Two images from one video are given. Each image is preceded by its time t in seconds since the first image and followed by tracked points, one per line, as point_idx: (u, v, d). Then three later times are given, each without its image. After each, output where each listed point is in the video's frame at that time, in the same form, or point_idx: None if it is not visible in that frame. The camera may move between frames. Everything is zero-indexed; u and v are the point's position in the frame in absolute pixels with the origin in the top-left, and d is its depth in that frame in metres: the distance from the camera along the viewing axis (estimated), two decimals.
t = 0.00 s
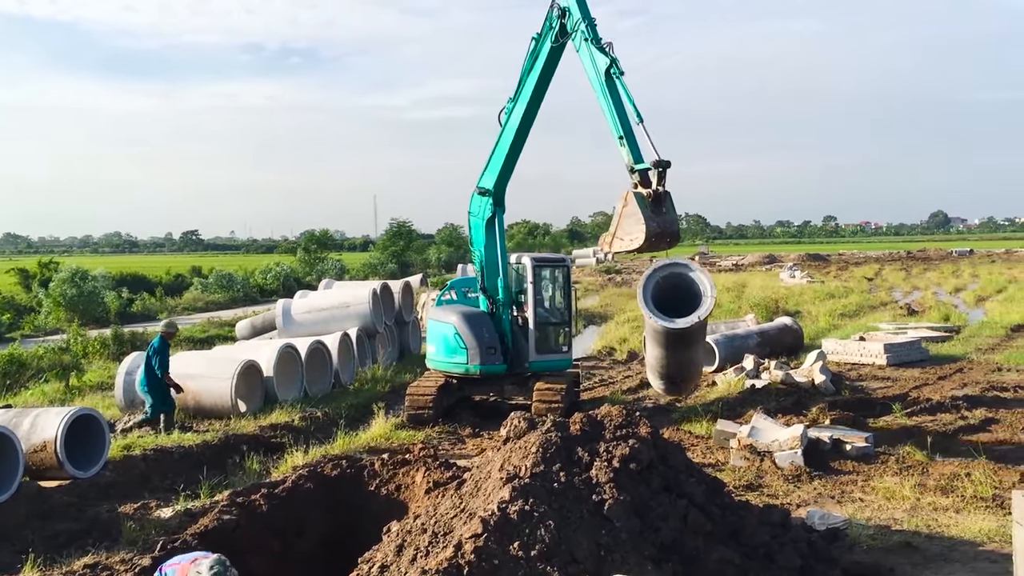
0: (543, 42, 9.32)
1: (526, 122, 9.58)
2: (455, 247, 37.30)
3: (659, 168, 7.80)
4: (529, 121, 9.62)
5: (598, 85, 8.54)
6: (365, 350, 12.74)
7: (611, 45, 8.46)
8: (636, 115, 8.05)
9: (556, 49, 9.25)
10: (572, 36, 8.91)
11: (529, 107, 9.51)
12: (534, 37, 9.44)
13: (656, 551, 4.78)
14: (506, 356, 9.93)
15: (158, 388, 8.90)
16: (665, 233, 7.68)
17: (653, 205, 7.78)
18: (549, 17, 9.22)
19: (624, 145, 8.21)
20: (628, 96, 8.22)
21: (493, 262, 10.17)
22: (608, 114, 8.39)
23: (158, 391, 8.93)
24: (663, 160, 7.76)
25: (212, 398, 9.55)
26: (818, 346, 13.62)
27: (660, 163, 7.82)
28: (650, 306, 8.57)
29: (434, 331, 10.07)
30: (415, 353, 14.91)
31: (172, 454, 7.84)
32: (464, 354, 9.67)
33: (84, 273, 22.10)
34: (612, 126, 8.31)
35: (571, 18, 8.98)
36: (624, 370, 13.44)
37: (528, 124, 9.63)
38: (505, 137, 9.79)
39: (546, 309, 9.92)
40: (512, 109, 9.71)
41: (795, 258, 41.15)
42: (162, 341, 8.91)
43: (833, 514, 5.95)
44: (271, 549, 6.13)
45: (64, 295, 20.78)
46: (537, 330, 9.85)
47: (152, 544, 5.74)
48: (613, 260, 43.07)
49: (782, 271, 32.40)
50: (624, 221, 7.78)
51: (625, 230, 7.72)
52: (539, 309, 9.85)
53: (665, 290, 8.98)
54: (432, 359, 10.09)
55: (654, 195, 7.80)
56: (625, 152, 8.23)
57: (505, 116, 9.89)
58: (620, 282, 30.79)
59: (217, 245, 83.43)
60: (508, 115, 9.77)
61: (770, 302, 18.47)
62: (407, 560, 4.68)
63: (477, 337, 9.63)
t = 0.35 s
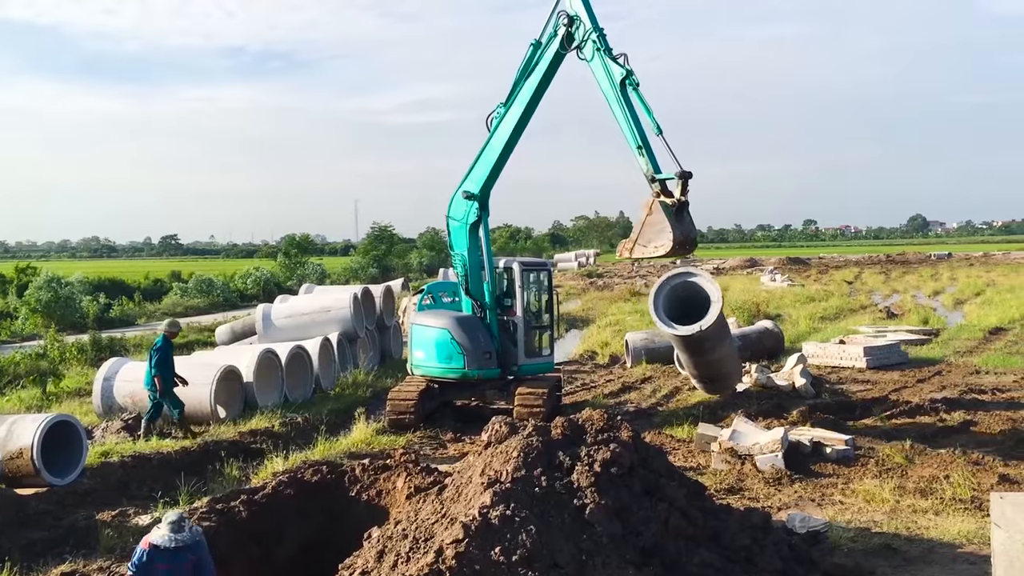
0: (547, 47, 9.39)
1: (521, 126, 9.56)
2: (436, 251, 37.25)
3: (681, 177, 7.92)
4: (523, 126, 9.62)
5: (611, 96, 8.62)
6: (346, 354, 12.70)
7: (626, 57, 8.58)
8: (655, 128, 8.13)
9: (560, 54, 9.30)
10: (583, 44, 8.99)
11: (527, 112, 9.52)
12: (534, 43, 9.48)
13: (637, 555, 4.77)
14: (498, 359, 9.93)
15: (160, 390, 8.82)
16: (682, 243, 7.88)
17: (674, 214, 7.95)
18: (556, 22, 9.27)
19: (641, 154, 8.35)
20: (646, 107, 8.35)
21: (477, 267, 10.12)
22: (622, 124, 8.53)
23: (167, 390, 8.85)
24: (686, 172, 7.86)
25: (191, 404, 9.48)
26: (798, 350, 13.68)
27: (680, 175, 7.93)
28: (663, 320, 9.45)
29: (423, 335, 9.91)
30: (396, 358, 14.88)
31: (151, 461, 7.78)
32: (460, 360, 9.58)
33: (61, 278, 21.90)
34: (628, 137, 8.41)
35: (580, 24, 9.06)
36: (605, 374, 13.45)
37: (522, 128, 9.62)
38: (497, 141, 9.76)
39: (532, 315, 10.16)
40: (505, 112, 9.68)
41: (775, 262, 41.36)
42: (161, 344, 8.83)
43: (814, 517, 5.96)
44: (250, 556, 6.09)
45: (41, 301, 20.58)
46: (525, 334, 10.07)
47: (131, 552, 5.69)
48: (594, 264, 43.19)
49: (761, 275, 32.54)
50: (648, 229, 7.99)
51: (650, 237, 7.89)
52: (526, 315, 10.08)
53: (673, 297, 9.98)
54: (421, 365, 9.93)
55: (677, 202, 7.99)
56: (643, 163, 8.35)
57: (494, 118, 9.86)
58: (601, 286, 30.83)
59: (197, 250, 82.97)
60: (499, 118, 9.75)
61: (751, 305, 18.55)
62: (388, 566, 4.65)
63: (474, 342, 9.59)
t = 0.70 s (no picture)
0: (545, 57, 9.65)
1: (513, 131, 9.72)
2: (416, 255, 37.21)
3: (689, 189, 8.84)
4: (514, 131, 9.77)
5: (612, 102, 9.27)
6: (325, 358, 12.65)
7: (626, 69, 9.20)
8: (659, 139, 9.07)
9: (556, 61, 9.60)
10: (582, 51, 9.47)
11: (520, 117, 9.69)
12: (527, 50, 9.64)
13: (617, 558, 4.79)
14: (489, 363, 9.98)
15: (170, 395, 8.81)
16: (690, 249, 9.08)
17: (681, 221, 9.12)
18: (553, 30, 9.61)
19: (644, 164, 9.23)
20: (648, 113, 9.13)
21: (460, 272, 10.14)
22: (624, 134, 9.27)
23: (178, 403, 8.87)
24: (691, 183, 8.74)
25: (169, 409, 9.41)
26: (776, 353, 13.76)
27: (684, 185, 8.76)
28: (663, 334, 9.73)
29: (412, 340, 9.76)
30: (377, 362, 14.83)
31: (128, 467, 7.71)
32: (455, 362, 9.53)
33: (37, 284, 21.68)
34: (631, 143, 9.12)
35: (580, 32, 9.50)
36: (585, 377, 13.48)
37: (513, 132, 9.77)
38: (485, 144, 9.85)
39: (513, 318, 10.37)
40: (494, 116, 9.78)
41: (754, 265, 41.59)
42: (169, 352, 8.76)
43: (792, 519, 5.99)
44: (228, 562, 6.06)
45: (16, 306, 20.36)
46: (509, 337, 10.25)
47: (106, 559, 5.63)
48: (574, 268, 43.30)
49: (741, 278, 32.71)
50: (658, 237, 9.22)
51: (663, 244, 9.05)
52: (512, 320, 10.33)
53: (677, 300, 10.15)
54: (410, 369, 9.78)
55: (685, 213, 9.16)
56: (649, 171, 9.26)
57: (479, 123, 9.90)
58: (582, 290, 30.89)
59: (174, 254, 82.43)
60: (487, 124, 9.82)
61: (730, 309, 18.65)
62: (367, 572, 4.63)
63: (468, 343, 9.58)
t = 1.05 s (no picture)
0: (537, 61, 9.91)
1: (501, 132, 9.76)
2: (396, 258, 37.14)
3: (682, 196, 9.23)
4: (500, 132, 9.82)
5: (606, 108, 9.69)
6: (304, 361, 12.60)
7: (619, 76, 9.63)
8: (653, 145, 9.53)
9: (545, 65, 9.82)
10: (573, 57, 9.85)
11: (507, 118, 9.76)
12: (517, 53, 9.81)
13: (596, 560, 4.80)
14: (477, 365, 10.06)
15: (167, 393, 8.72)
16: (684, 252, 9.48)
17: (676, 223, 9.51)
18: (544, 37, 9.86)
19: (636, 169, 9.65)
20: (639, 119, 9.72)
21: (440, 274, 10.18)
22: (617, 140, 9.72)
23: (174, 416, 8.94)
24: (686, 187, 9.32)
25: (145, 413, 9.33)
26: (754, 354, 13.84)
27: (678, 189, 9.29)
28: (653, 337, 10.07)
29: (402, 342, 9.67)
30: (356, 365, 14.78)
31: (103, 471, 7.64)
32: (447, 365, 9.54)
33: (11, 287, 21.43)
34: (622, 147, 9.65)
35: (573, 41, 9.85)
36: (565, 379, 13.50)
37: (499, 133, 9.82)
38: (471, 144, 9.82)
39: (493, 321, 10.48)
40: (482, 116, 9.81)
41: (733, 267, 41.79)
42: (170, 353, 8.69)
43: (770, 520, 6.01)
44: (205, 566, 6.02)
45: None
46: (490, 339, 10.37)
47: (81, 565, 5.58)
48: (554, 270, 43.36)
49: (720, 280, 32.87)
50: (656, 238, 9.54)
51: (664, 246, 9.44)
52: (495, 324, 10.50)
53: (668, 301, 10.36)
54: (400, 374, 9.69)
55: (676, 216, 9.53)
56: (642, 176, 9.66)
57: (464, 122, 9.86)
58: (561, 292, 30.96)
59: (151, 256, 81.86)
60: (472, 125, 9.85)
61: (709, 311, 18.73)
62: None
63: (461, 346, 9.63)
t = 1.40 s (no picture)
0: (527, 69, 10.01)
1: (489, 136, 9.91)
2: (376, 261, 37.07)
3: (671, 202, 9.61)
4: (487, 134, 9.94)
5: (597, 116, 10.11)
6: (284, 365, 12.55)
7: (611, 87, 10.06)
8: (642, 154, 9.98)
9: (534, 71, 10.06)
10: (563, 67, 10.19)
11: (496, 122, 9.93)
12: (506, 60, 9.90)
13: (576, 564, 4.80)
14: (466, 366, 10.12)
15: (182, 411, 8.43)
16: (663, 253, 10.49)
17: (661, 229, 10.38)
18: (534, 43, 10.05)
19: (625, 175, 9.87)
20: (626, 127, 10.02)
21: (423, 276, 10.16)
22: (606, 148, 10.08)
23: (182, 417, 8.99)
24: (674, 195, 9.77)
25: (123, 418, 9.24)
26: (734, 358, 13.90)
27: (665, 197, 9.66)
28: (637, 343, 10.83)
29: (394, 345, 9.57)
30: (336, 369, 14.73)
31: (80, 476, 7.56)
32: (441, 368, 9.51)
33: None
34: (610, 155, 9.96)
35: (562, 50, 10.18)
36: (546, 383, 13.51)
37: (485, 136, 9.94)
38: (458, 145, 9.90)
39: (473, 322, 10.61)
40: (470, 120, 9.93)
41: (713, 270, 41.98)
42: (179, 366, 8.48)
43: (750, 523, 6.03)
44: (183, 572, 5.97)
45: None
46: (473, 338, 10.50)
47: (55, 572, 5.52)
48: (534, 273, 43.40)
49: (700, 283, 33.02)
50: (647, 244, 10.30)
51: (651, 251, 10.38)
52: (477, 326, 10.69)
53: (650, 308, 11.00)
54: (391, 377, 9.56)
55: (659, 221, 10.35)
56: (631, 183, 9.85)
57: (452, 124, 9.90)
58: (543, 295, 31.01)
59: (130, 259, 81.26)
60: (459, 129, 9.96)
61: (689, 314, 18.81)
62: None
63: (453, 349, 9.63)
